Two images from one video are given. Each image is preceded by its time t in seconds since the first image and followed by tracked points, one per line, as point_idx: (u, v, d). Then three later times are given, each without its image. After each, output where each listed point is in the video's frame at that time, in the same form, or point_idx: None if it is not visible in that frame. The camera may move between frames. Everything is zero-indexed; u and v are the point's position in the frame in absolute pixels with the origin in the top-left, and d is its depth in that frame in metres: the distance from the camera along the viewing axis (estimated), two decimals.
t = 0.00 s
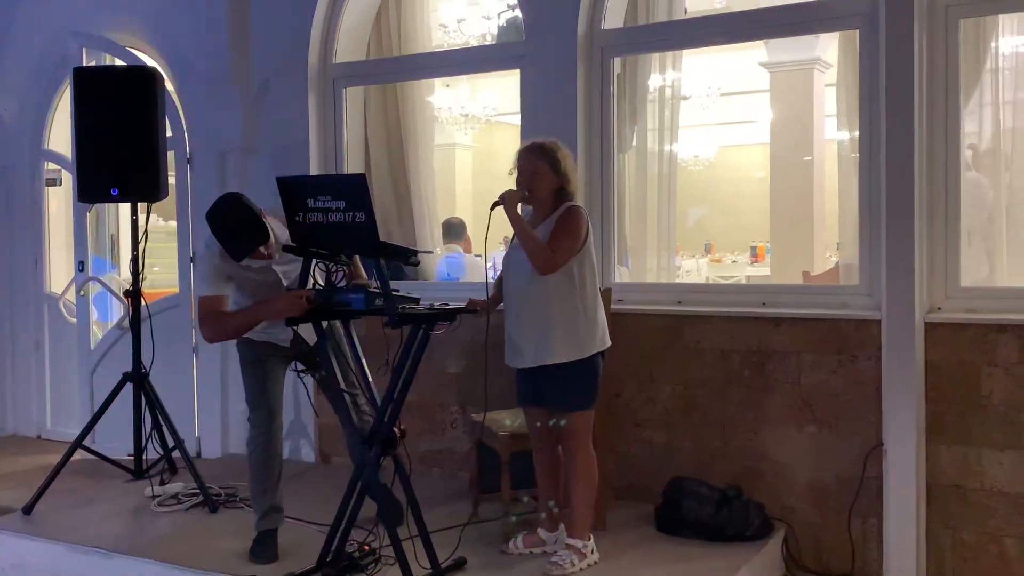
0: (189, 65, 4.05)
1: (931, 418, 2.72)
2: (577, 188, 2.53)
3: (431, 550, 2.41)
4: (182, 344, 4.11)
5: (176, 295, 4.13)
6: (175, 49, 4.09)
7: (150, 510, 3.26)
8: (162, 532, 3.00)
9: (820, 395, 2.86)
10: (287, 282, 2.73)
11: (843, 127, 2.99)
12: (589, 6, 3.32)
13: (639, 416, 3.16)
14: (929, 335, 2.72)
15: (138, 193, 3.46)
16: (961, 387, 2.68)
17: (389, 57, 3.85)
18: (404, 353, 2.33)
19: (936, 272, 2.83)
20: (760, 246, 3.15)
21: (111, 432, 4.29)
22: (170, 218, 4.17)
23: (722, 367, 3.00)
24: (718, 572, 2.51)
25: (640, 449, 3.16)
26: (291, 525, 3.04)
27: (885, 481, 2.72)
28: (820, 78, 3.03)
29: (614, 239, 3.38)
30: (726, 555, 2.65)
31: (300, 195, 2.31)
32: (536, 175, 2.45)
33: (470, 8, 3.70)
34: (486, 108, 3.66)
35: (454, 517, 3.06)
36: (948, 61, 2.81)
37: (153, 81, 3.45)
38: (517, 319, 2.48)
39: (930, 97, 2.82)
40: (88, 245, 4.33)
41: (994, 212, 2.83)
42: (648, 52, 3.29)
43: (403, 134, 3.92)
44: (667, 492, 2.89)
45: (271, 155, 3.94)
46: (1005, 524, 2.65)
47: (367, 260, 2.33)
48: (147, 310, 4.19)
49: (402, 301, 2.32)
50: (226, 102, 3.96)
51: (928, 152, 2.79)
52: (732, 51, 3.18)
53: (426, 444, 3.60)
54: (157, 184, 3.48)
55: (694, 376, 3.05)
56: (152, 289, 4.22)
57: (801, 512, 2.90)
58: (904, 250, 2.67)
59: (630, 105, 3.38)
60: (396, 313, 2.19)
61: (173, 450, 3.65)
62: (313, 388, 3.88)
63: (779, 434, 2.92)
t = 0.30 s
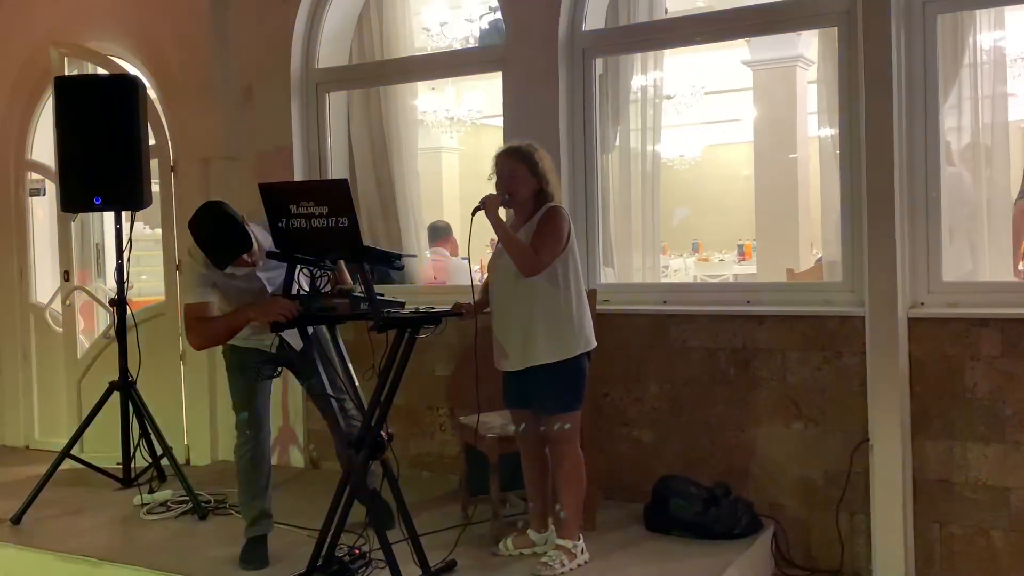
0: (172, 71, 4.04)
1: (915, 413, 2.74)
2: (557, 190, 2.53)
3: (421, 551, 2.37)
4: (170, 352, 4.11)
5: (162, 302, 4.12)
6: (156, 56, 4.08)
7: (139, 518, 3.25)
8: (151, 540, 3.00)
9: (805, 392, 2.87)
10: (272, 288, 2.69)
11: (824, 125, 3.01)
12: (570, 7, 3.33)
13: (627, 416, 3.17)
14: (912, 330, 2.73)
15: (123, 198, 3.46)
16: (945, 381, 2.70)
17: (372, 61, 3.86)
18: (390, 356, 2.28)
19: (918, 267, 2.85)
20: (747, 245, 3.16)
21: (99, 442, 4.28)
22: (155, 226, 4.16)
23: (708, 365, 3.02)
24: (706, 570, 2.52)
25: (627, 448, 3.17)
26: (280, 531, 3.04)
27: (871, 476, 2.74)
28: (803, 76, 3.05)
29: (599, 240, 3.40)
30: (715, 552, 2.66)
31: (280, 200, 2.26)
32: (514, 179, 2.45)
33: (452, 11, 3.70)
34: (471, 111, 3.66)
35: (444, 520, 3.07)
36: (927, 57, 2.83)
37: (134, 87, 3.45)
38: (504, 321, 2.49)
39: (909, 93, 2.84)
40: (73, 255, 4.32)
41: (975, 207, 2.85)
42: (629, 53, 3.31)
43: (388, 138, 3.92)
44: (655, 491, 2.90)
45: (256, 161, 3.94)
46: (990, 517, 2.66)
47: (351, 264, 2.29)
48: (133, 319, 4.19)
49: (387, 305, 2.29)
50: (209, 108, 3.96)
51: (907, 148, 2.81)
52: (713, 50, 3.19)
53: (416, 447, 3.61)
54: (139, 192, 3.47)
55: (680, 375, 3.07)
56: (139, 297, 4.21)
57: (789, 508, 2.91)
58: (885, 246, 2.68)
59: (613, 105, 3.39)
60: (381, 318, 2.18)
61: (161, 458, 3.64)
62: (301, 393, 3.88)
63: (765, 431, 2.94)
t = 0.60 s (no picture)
0: (149, 87, 4.03)
1: (894, 420, 2.77)
2: (535, 203, 2.54)
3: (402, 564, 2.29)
4: (148, 370, 4.07)
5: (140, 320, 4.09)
6: (134, 72, 4.07)
7: (118, 539, 3.21)
8: (129, 560, 2.96)
9: (785, 401, 2.89)
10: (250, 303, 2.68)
11: (800, 136, 3.04)
12: (547, 21, 3.35)
13: (609, 427, 3.17)
14: (890, 338, 2.77)
15: (99, 216, 3.43)
16: (923, 388, 2.73)
17: (351, 75, 3.86)
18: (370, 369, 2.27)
19: (893, 276, 2.88)
20: (726, 255, 3.19)
21: (76, 461, 4.25)
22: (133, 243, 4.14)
23: (689, 376, 3.03)
24: None
25: (609, 460, 3.18)
26: (261, 549, 3.01)
27: (851, 484, 2.76)
28: (779, 88, 3.09)
29: (579, 252, 3.41)
30: (699, 563, 2.67)
31: (259, 215, 2.25)
32: (494, 192, 2.46)
33: (431, 26, 3.73)
34: (450, 125, 3.67)
35: (427, 535, 3.05)
36: (900, 69, 2.88)
37: (111, 104, 3.44)
38: (484, 333, 2.49)
39: (883, 105, 2.89)
40: (50, 273, 4.29)
41: (948, 216, 2.89)
42: (607, 67, 3.33)
43: (367, 153, 3.93)
44: (637, 502, 2.90)
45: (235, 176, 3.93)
46: (969, 523, 2.69)
47: (330, 279, 2.27)
48: (111, 337, 4.16)
49: (367, 319, 2.28)
50: (188, 124, 3.95)
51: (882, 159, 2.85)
52: (691, 63, 3.22)
53: (398, 462, 3.59)
54: (117, 209, 3.45)
55: (662, 386, 3.07)
56: (117, 314, 4.18)
57: (771, 517, 2.92)
58: (862, 256, 2.71)
59: (592, 118, 3.41)
60: (361, 332, 2.16)
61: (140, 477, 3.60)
62: (281, 410, 3.87)
63: (747, 441, 2.95)
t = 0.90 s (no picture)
0: (124, 75, 3.99)
1: (868, 406, 2.81)
2: (514, 193, 2.55)
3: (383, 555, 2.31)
4: (126, 359, 4.04)
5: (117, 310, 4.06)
6: (108, 59, 4.02)
7: (98, 528, 3.19)
8: (109, 550, 2.95)
9: (762, 388, 2.92)
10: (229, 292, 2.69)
11: (776, 125, 3.07)
12: (525, 10, 3.35)
13: (589, 414, 3.20)
14: (865, 325, 2.81)
15: (75, 205, 3.39)
16: (896, 374, 2.77)
17: (327, 63, 3.84)
18: (350, 359, 2.26)
19: (868, 264, 2.92)
20: (703, 244, 3.22)
21: (53, 452, 4.21)
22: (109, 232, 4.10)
23: (668, 363, 3.05)
24: (669, 565, 2.55)
25: (589, 447, 3.20)
26: (242, 538, 3.01)
27: (827, 469, 2.80)
28: (755, 77, 3.11)
29: (558, 240, 3.42)
30: (678, 548, 2.70)
31: (237, 204, 2.22)
32: (473, 182, 2.46)
33: (408, 14, 3.71)
34: (428, 113, 3.65)
35: (408, 523, 3.07)
36: (874, 58, 2.90)
37: (86, 93, 3.40)
38: (464, 323, 2.49)
39: (858, 93, 2.91)
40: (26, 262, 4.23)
41: (922, 204, 2.93)
42: (585, 55, 3.33)
43: (345, 142, 3.91)
44: (616, 489, 2.93)
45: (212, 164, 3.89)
46: (942, 506, 2.74)
47: (309, 268, 2.27)
48: (88, 327, 4.12)
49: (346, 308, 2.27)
50: (164, 111, 3.91)
51: (857, 147, 2.88)
52: (669, 51, 3.23)
53: (379, 451, 3.59)
54: (93, 198, 3.42)
55: (641, 373, 3.10)
56: (94, 304, 4.16)
57: (749, 502, 2.96)
58: (838, 244, 2.74)
59: (570, 107, 3.41)
60: (340, 321, 2.16)
61: (119, 467, 3.59)
62: (261, 399, 3.86)
63: (725, 427, 2.98)
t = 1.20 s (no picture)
0: (117, 72, 3.98)
1: (854, 420, 2.83)
2: (504, 198, 2.55)
3: (367, 559, 2.31)
4: (112, 357, 4.02)
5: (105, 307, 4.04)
6: (102, 56, 4.01)
7: (81, 527, 3.17)
8: (91, 549, 2.93)
9: (749, 399, 2.94)
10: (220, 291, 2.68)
11: (768, 138, 3.09)
12: (520, 18, 3.36)
13: (577, 422, 3.20)
14: (853, 338, 2.82)
15: (67, 202, 3.38)
16: (883, 388, 2.79)
17: (321, 66, 3.84)
18: (339, 362, 2.26)
19: (856, 278, 2.94)
20: (693, 254, 3.23)
21: (37, 450, 4.18)
22: (99, 229, 4.08)
23: (656, 373, 3.07)
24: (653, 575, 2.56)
25: (575, 455, 3.21)
26: (226, 539, 3.00)
27: (811, 481, 2.82)
28: (747, 90, 3.13)
29: (549, 248, 3.43)
30: (663, 558, 2.70)
31: (229, 204, 2.22)
32: (463, 188, 2.47)
33: (404, 18, 3.71)
34: (421, 118, 3.67)
35: (393, 527, 3.06)
36: (865, 75, 2.93)
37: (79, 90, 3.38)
38: (454, 327, 2.49)
39: (850, 109, 2.93)
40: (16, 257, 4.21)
41: (910, 221, 2.96)
42: (579, 64, 3.34)
43: (337, 145, 3.91)
44: (602, 497, 2.93)
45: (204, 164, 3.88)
46: (925, 521, 2.76)
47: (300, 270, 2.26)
48: (75, 324, 4.09)
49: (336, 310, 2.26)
50: (156, 110, 3.90)
51: (846, 162, 2.90)
52: (662, 63, 3.25)
53: (365, 455, 3.59)
54: (83, 195, 3.41)
55: (629, 382, 3.11)
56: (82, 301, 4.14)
57: (734, 513, 2.97)
58: (827, 258, 2.76)
59: (563, 115, 3.43)
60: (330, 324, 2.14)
61: (104, 465, 3.57)
62: (248, 400, 3.85)
63: (711, 438, 2.99)
